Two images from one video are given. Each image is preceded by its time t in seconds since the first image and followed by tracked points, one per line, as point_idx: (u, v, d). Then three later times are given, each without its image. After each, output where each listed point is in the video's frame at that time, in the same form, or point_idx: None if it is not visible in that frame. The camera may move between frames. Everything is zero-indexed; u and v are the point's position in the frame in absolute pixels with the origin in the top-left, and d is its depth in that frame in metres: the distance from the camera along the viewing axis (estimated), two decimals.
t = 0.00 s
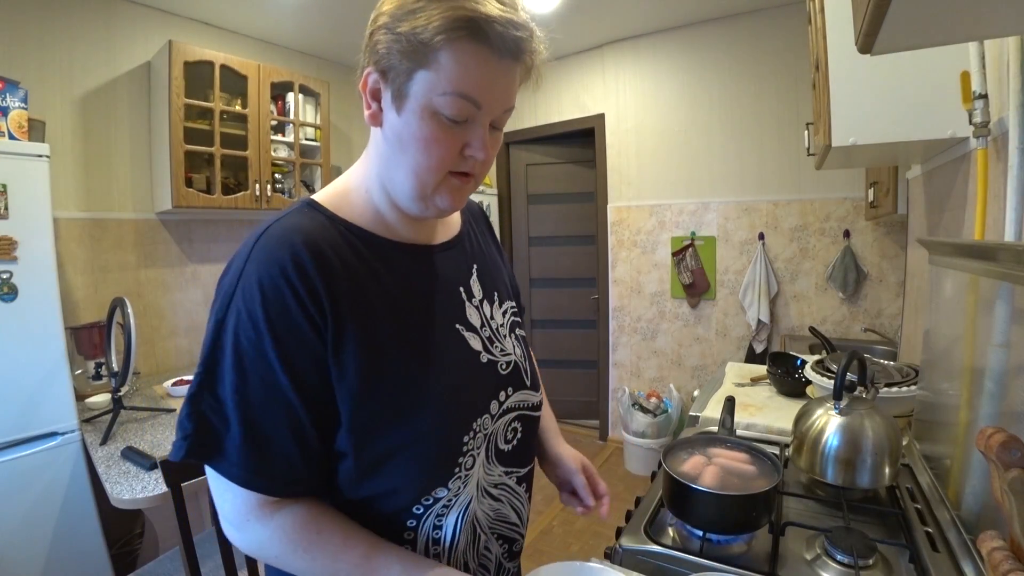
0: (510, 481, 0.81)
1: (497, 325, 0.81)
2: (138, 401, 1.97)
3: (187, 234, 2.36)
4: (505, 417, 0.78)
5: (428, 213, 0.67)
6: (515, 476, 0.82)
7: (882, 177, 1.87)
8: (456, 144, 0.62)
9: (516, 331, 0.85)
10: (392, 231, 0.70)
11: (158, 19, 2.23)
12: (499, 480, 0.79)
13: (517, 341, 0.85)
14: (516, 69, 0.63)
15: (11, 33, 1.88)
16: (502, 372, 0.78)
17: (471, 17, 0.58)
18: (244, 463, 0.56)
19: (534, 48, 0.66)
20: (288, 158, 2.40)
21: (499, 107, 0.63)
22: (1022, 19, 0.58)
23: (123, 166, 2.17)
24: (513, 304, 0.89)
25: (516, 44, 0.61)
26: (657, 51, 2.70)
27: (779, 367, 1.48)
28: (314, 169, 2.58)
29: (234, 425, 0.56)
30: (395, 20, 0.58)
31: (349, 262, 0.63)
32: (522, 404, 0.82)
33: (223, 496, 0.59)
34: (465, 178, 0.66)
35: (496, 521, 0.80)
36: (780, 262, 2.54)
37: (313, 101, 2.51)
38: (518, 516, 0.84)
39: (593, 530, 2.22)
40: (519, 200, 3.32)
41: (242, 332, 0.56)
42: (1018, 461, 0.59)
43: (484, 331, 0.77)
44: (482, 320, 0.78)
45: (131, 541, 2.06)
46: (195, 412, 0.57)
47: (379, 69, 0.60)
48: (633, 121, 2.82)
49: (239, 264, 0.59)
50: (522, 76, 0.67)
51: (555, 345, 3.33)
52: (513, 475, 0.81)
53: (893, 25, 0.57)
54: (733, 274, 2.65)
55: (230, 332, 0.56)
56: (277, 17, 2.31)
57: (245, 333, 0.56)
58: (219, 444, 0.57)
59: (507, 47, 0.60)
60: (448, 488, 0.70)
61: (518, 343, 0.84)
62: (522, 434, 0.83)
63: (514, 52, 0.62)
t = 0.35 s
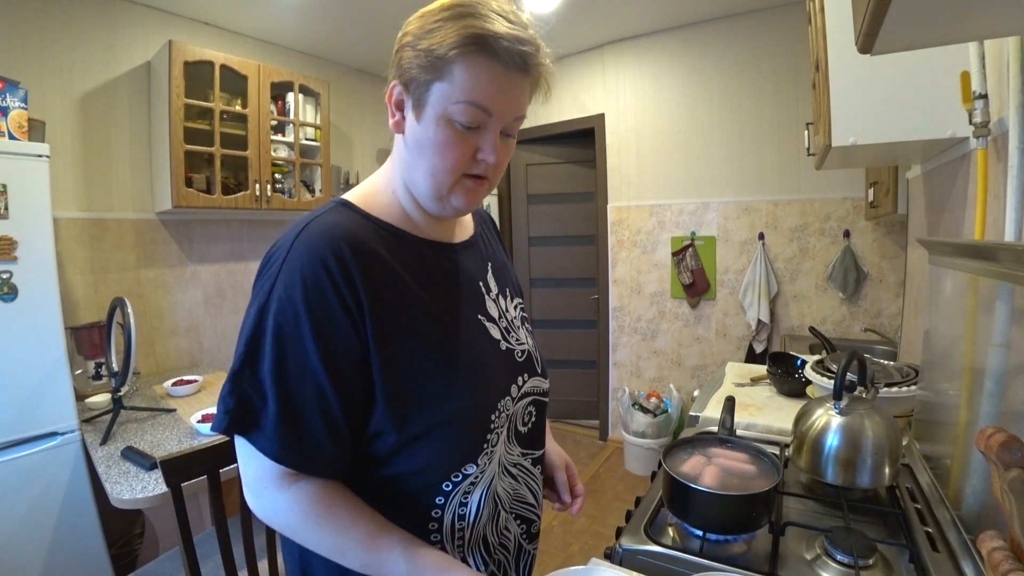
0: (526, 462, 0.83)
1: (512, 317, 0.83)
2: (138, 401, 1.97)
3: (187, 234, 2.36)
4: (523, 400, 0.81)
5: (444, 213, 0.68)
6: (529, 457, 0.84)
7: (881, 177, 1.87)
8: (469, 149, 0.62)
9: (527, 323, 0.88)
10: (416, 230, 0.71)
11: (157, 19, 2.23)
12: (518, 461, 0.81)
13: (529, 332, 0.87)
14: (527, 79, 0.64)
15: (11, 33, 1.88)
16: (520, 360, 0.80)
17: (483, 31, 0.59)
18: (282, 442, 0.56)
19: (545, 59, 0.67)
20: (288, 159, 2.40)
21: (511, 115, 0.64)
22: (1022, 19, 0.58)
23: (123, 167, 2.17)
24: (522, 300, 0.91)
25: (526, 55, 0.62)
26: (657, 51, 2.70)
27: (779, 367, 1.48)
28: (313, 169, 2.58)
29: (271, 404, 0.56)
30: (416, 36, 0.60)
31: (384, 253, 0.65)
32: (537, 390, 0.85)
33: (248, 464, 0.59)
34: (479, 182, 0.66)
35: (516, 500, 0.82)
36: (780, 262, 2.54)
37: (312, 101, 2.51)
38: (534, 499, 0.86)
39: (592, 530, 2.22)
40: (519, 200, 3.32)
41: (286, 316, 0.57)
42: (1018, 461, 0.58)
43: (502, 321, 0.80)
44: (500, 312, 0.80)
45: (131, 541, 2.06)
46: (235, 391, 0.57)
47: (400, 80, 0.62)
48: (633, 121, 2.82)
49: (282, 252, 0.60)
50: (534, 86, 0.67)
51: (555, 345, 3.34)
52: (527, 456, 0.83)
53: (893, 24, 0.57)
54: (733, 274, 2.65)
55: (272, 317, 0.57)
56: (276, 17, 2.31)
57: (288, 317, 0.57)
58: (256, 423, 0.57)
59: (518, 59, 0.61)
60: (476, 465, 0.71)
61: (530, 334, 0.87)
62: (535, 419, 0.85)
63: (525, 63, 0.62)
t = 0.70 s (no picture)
0: (525, 468, 0.84)
1: (514, 324, 0.83)
2: (138, 401, 1.97)
3: (187, 234, 2.36)
4: (519, 409, 0.80)
5: (439, 221, 0.69)
6: (529, 464, 0.85)
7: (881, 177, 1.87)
8: (463, 159, 0.63)
9: (530, 330, 0.87)
10: (415, 237, 0.72)
11: (157, 19, 2.23)
12: (516, 468, 0.81)
13: (532, 339, 0.87)
14: (527, 89, 0.64)
15: (11, 32, 1.88)
16: (518, 368, 0.80)
17: (479, 40, 0.59)
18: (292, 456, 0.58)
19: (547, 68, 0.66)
20: (288, 159, 2.40)
21: (508, 125, 0.64)
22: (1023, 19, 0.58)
23: (123, 166, 2.17)
24: (528, 306, 0.91)
25: (525, 64, 0.61)
26: (657, 51, 2.70)
27: (779, 367, 1.48)
28: (313, 169, 2.58)
29: (280, 422, 0.58)
30: (415, 43, 0.61)
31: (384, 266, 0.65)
32: (536, 398, 0.84)
33: (269, 484, 0.62)
34: (474, 192, 0.67)
35: (514, 506, 0.82)
36: (780, 263, 2.54)
37: (313, 101, 2.52)
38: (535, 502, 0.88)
39: (592, 530, 2.22)
40: (519, 200, 3.32)
41: (292, 335, 0.57)
42: (1018, 461, 0.58)
43: (502, 330, 0.79)
44: (500, 320, 0.80)
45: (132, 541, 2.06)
46: (249, 405, 0.59)
47: (401, 86, 0.63)
48: (633, 121, 2.82)
49: (285, 267, 0.61)
50: (535, 96, 0.67)
51: (555, 345, 3.34)
52: (528, 463, 0.84)
53: (892, 24, 0.57)
54: (733, 274, 2.65)
55: (278, 334, 0.58)
56: (276, 17, 2.31)
57: (296, 336, 0.57)
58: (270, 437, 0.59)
59: (516, 68, 0.61)
60: (470, 474, 0.72)
61: (532, 341, 0.86)
62: (534, 426, 0.85)
63: (524, 73, 0.62)
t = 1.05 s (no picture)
0: (500, 476, 0.83)
1: (493, 329, 0.82)
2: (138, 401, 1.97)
3: (187, 234, 2.36)
4: (490, 416, 0.79)
5: (418, 225, 0.69)
6: (506, 473, 0.84)
7: (882, 177, 1.87)
8: (435, 163, 0.63)
9: (514, 335, 0.86)
10: (392, 241, 0.73)
11: (157, 19, 2.23)
12: (487, 475, 0.81)
13: (515, 346, 0.85)
14: (496, 88, 0.64)
15: (11, 32, 1.88)
16: (491, 375, 0.79)
17: (443, 44, 0.58)
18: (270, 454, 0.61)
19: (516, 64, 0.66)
20: (288, 159, 2.40)
21: (480, 126, 0.64)
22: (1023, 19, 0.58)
23: (123, 166, 2.17)
24: (516, 309, 0.89)
25: (492, 63, 0.61)
26: (657, 51, 2.70)
27: (779, 367, 1.48)
28: (313, 169, 2.58)
29: (259, 420, 0.62)
30: (380, 47, 0.61)
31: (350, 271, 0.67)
32: (514, 408, 0.83)
33: (268, 480, 0.64)
34: (451, 194, 0.67)
35: (488, 513, 0.83)
36: (780, 263, 2.54)
37: (313, 101, 2.52)
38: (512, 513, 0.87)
39: (592, 530, 2.22)
40: (519, 200, 3.33)
41: (262, 338, 0.61)
42: (1018, 461, 0.58)
43: (476, 335, 0.78)
44: (476, 324, 0.79)
45: (131, 541, 2.06)
46: (230, 406, 0.63)
47: (369, 91, 0.63)
48: (633, 121, 2.82)
49: (256, 273, 0.64)
50: (506, 94, 0.67)
51: (555, 345, 3.33)
52: (502, 471, 0.83)
53: (892, 25, 0.57)
54: (733, 274, 2.65)
55: (250, 337, 0.62)
56: (277, 17, 2.31)
57: (266, 338, 0.61)
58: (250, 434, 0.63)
59: (483, 68, 0.61)
60: (432, 480, 0.72)
61: (513, 347, 0.84)
62: (511, 435, 0.84)
63: (491, 72, 0.62)
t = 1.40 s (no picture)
0: (476, 483, 0.84)
1: (471, 339, 0.83)
2: (138, 401, 1.97)
3: (187, 234, 2.36)
4: (469, 425, 0.81)
5: (391, 238, 0.70)
6: (481, 480, 0.85)
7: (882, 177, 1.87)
8: (404, 181, 0.64)
9: (490, 345, 0.87)
10: (372, 249, 0.73)
11: (157, 19, 2.23)
12: (466, 483, 0.82)
13: (491, 355, 0.87)
14: (467, 108, 0.63)
15: (11, 32, 1.88)
16: (470, 385, 0.80)
17: (412, 64, 0.59)
18: (216, 451, 0.60)
19: (491, 84, 0.65)
20: (288, 158, 2.40)
21: (449, 145, 0.64)
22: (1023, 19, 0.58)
23: (123, 166, 2.17)
24: (491, 319, 0.90)
25: (461, 85, 0.61)
26: (657, 51, 2.70)
27: (779, 367, 1.48)
28: (313, 169, 2.58)
29: (212, 421, 0.60)
30: (359, 64, 0.62)
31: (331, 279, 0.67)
32: (491, 415, 0.85)
33: (194, 467, 0.63)
34: (422, 211, 0.68)
35: (468, 521, 0.84)
36: (780, 263, 2.54)
37: (313, 101, 2.51)
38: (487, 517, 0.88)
39: (592, 530, 2.22)
40: (519, 200, 3.33)
41: (238, 336, 0.61)
42: (1018, 461, 0.58)
43: (456, 345, 0.79)
44: (455, 334, 0.80)
45: (132, 541, 2.06)
46: (191, 399, 0.62)
47: (348, 104, 0.65)
48: (633, 121, 2.82)
49: (236, 268, 0.64)
50: (480, 112, 0.66)
51: (554, 345, 3.33)
52: (479, 478, 0.84)
53: (892, 25, 0.57)
54: (733, 274, 2.65)
55: (222, 332, 0.61)
56: (277, 17, 2.31)
57: (241, 337, 0.61)
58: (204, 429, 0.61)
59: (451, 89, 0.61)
60: (408, 488, 0.72)
61: (490, 356, 0.86)
62: (488, 442, 0.86)
63: (460, 93, 0.62)
